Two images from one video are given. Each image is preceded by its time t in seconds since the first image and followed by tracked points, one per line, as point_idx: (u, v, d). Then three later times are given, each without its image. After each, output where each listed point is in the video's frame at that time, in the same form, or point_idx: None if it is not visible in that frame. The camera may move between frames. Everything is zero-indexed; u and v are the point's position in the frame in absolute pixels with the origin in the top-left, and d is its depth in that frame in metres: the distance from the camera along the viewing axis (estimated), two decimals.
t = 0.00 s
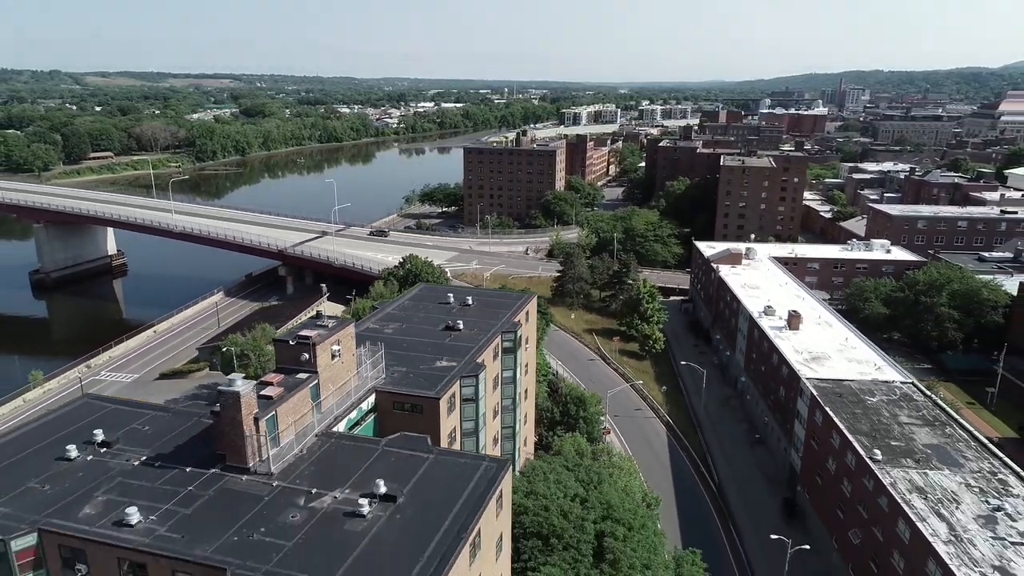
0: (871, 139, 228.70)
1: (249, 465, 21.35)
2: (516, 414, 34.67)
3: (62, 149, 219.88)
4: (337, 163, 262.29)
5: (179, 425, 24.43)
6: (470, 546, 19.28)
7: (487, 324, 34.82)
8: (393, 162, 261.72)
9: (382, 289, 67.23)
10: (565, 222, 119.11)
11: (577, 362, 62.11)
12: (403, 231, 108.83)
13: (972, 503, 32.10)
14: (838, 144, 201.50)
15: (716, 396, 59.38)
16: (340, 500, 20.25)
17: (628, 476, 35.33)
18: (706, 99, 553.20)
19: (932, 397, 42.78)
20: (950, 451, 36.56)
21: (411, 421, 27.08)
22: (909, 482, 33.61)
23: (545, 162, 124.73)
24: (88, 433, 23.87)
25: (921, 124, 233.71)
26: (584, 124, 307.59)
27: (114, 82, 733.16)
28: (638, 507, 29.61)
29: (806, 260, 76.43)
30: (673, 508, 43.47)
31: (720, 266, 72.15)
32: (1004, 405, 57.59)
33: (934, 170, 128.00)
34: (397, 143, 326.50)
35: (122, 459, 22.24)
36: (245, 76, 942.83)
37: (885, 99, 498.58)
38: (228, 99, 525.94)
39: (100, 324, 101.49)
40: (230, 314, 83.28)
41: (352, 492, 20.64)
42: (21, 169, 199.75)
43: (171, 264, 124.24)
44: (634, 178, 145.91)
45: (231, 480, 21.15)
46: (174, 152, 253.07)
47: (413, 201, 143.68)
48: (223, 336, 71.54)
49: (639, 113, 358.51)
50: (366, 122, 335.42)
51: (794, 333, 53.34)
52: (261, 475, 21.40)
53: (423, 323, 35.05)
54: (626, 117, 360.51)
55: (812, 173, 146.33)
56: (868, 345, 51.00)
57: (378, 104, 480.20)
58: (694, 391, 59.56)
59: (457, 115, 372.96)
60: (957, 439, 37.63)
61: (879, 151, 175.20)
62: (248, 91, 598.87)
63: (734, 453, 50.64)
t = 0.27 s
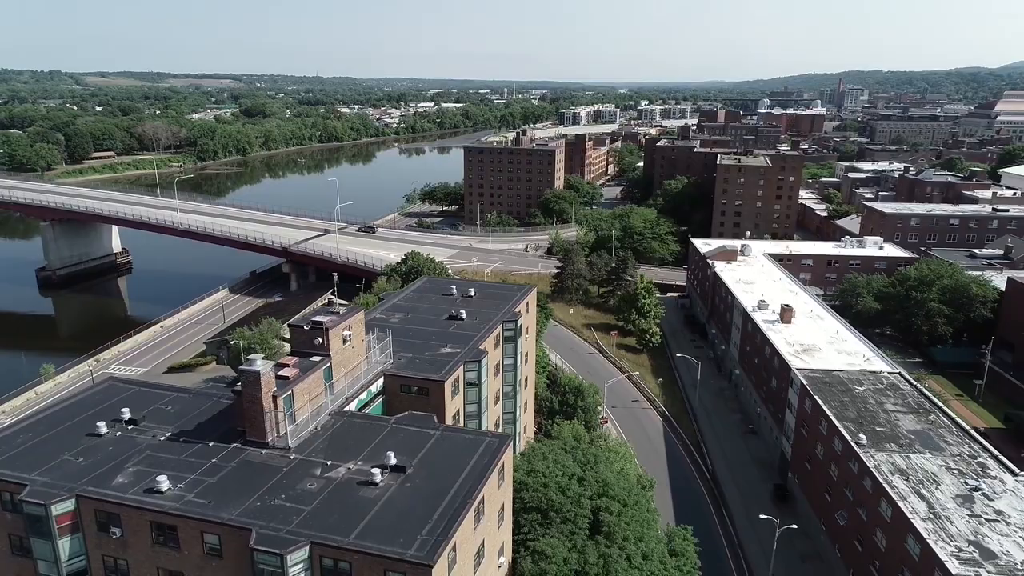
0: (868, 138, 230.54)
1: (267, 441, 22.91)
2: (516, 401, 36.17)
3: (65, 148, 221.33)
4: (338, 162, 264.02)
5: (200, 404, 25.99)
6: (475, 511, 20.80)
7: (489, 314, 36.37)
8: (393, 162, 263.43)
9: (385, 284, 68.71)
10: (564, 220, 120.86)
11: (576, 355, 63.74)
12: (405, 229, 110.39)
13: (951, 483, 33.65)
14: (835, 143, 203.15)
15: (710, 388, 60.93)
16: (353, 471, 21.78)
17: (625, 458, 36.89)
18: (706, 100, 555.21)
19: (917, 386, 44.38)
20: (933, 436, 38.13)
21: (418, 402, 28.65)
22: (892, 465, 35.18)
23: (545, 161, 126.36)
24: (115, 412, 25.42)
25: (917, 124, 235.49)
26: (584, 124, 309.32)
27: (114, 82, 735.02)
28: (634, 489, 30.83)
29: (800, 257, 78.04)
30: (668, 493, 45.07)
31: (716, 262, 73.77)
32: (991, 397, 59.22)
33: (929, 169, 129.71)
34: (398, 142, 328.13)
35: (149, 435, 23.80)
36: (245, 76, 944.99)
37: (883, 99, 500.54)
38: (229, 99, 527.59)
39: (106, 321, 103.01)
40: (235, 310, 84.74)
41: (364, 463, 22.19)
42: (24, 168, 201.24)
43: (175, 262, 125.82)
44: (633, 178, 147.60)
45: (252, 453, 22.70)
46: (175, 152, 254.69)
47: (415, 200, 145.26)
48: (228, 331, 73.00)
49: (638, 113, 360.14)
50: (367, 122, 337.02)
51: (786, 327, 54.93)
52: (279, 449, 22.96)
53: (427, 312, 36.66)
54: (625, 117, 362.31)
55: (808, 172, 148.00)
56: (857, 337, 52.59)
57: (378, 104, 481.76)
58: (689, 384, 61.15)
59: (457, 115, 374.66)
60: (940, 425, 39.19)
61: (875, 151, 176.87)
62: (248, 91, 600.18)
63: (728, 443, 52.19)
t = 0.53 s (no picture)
0: (865, 138, 232.17)
1: (284, 418, 24.45)
2: (517, 388, 37.70)
3: (68, 148, 222.86)
4: (338, 162, 265.50)
5: (219, 386, 27.55)
6: (479, 482, 22.33)
7: (491, 305, 37.96)
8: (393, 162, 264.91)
9: (387, 280, 70.26)
10: (563, 219, 122.46)
11: (575, 349, 65.30)
12: (406, 228, 111.94)
13: (932, 466, 35.22)
14: (832, 143, 204.58)
15: (706, 380, 62.51)
16: (365, 445, 23.32)
17: (621, 443, 38.42)
18: (705, 100, 557.06)
19: (904, 376, 45.95)
20: (916, 422, 39.75)
21: (423, 386, 30.18)
22: (876, 449, 36.77)
23: (544, 160, 127.89)
24: (138, 393, 27.00)
25: (915, 124, 237.12)
26: (583, 124, 310.76)
27: (114, 82, 736.62)
28: (630, 472, 32.28)
29: (794, 254, 79.66)
30: (663, 480, 46.58)
31: (712, 259, 75.37)
32: (978, 389, 60.77)
33: (923, 168, 131.28)
34: (398, 142, 329.57)
35: (172, 414, 25.36)
36: (245, 76, 946.50)
37: (881, 99, 502.02)
38: (229, 99, 529.02)
39: (112, 319, 104.57)
40: (240, 306, 86.26)
41: (375, 438, 23.73)
42: (28, 168, 202.76)
43: (179, 260, 127.36)
44: (632, 177, 149.20)
45: (270, 430, 24.25)
46: (177, 152, 256.29)
47: (415, 199, 146.71)
48: (234, 327, 74.53)
49: (637, 113, 361.54)
50: (367, 122, 338.50)
51: (778, 320, 56.52)
52: (295, 426, 24.51)
53: (432, 303, 38.22)
54: (624, 117, 363.82)
55: (805, 171, 149.59)
56: (847, 330, 54.18)
57: (378, 104, 483.14)
58: (684, 376, 62.71)
59: (457, 115, 376.22)
60: (924, 412, 40.80)
61: (872, 150, 178.33)
62: (248, 91, 601.59)
63: (722, 432, 53.76)
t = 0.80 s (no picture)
0: (863, 138, 233.67)
1: (299, 399, 25.98)
2: (518, 376, 39.24)
3: (70, 147, 224.27)
4: (339, 162, 266.97)
5: (235, 370, 29.07)
6: (482, 456, 23.90)
7: (493, 297, 39.54)
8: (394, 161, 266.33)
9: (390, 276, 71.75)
10: (562, 217, 123.96)
11: (574, 343, 66.80)
12: (408, 226, 113.41)
13: (915, 450, 36.76)
14: (830, 143, 206.02)
15: (701, 373, 64.04)
16: (376, 422, 24.88)
17: (617, 429, 39.91)
18: (704, 100, 559.19)
19: (891, 366, 47.54)
20: (902, 409, 41.32)
21: (428, 371, 31.76)
22: (862, 434, 38.34)
23: (544, 159, 129.33)
24: (159, 376, 28.56)
25: (912, 124, 238.69)
26: (583, 124, 312.19)
27: (114, 82, 738.08)
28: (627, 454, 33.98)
29: (789, 250, 81.22)
30: (659, 467, 48.10)
31: (708, 255, 76.92)
32: (967, 381, 62.29)
33: (919, 167, 132.78)
34: (398, 142, 331.01)
35: (192, 395, 26.89)
36: (245, 77, 948.03)
37: (880, 99, 503.43)
38: (229, 99, 530.42)
39: (118, 316, 106.10)
40: (245, 303, 87.73)
41: (386, 417, 25.28)
42: (31, 167, 204.00)
43: (183, 258, 128.85)
44: (630, 176, 150.72)
45: (285, 409, 25.78)
46: (179, 151, 257.81)
47: (416, 198, 148.17)
48: (240, 322, 76.05)
49: (637, 113, 362.96)
50: (367, 122, 339.96)
51: (772, 314, 58.07)
52: (309, 406, 25.98)
53: (436, 295, 39.79)
54: (624, 117, 365.18)
55: (802, 170, 151.12)
56: (838, 323, 55.77)
57: (378, 104, 484.72)
58: (681, 369, 64.22)
59: (457, 115, 377.74)
60: (909, 400, 42.36)
61: (868, 150, 179.77)
62: (249, 91, 603.21)
63: (716, 422, 55.31)
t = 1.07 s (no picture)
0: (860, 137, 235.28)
1: (312, 381, 27.49)
2: (518, 365, 40.83)
3: (73, 147, 225.76)
4: (339, 162, 268.49)
5: (250, 356, 30.62)
6: (485, 433, 25.50)
7: (494, 289, 41.10)
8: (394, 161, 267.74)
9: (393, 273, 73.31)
10: (562, 215, 125.53)
11: (573, 337, 68.34)
12: (410, 224, 114.96)
13: (900, 435, 38.33)
14: (827, 142, 207.58)
15: (697, 367, 65.60)
16: (386, 402, 26.46)
17: (614, 416, 41.45)
18: (703, 100, 560.86)
19: (879, 357, 49.14)
20: (888, 397, 42.91)
21: (432, 358, 33.36)
22: (849, 420, 39.92)
23: (544, 159, 130.90)
24: (179, 361, 30.13)
25: (909, 124, 240.38)
26: (582, 124, 313.69)
27: (114, 82, 739.59)
28: (624, 438, 35.63)
29: (784, 248, 82.82)
30: (655, 455, 49.66)
31: (704, 252, 78.47)
32: (956, 374, 63.90)
33: (914, 166, 134.42)
34: (398, 142, 332.54)
35: (211, 378, 28.47)
36: (245, 77, 949.71)
37: (879, 100, 504.83)
38: (229, 99, 531.94)
39: (123, 313, 107.71)
40: (250, 299, 89.24)
41: (394, 398, 26.86)
42: (34, 166, 205.43)
43: (186, 256, 130.41)
44: (629, 175, 152.30)
45: (299, 391, 27.34)
46: (180, 151, 259.35)
47: (417, 197, 149.75)
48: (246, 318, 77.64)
49: (636, 113, 364.44)
50: (368, 122, 341.41)
51: (765, 308, 59.66)
52: (322, 387, 27.55)
53: (439, 287, 41.39)
54: (623, 117, 366.75)
55: (799, 170, 152.71)
56: (829, 317, 57.39)
57: (378, 104, 486.05)
58: (677, 363, 65.77)
59: (457, 115, 379.26)
60: (896, 389, 43.94)
61: (865, 149, 181.36)
62: (249, 91, 604.54)
63: (711, 413, 56.88)
